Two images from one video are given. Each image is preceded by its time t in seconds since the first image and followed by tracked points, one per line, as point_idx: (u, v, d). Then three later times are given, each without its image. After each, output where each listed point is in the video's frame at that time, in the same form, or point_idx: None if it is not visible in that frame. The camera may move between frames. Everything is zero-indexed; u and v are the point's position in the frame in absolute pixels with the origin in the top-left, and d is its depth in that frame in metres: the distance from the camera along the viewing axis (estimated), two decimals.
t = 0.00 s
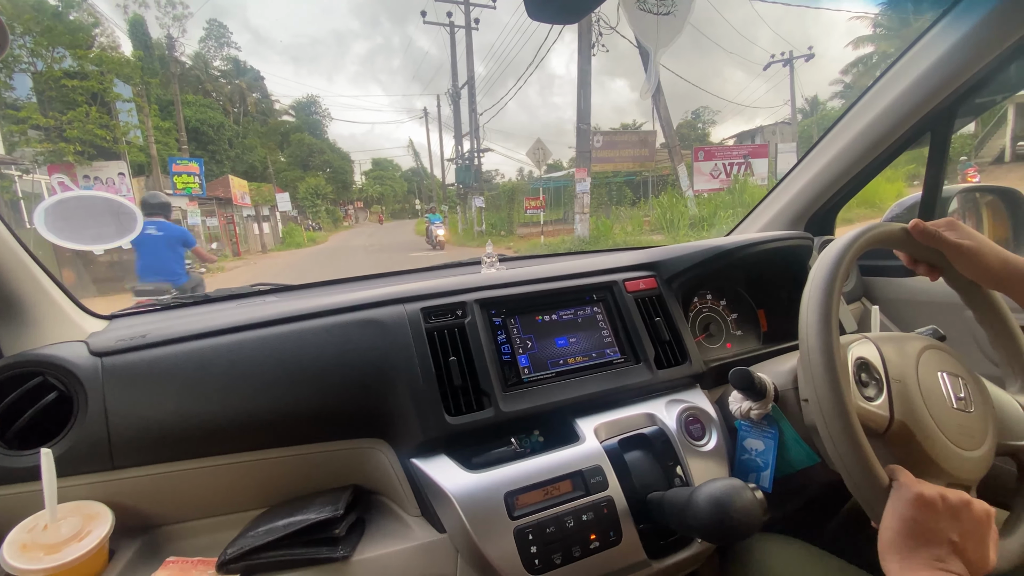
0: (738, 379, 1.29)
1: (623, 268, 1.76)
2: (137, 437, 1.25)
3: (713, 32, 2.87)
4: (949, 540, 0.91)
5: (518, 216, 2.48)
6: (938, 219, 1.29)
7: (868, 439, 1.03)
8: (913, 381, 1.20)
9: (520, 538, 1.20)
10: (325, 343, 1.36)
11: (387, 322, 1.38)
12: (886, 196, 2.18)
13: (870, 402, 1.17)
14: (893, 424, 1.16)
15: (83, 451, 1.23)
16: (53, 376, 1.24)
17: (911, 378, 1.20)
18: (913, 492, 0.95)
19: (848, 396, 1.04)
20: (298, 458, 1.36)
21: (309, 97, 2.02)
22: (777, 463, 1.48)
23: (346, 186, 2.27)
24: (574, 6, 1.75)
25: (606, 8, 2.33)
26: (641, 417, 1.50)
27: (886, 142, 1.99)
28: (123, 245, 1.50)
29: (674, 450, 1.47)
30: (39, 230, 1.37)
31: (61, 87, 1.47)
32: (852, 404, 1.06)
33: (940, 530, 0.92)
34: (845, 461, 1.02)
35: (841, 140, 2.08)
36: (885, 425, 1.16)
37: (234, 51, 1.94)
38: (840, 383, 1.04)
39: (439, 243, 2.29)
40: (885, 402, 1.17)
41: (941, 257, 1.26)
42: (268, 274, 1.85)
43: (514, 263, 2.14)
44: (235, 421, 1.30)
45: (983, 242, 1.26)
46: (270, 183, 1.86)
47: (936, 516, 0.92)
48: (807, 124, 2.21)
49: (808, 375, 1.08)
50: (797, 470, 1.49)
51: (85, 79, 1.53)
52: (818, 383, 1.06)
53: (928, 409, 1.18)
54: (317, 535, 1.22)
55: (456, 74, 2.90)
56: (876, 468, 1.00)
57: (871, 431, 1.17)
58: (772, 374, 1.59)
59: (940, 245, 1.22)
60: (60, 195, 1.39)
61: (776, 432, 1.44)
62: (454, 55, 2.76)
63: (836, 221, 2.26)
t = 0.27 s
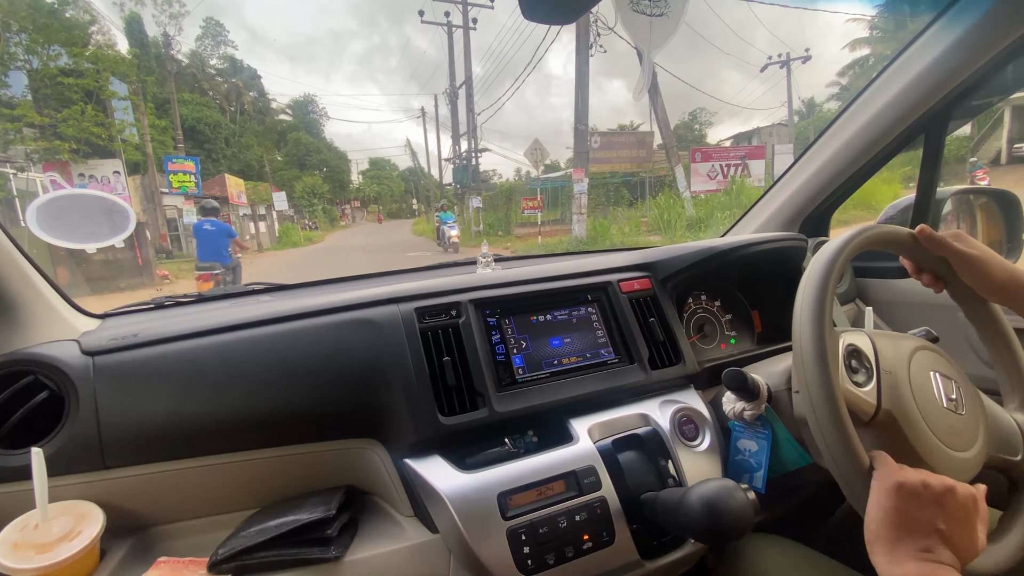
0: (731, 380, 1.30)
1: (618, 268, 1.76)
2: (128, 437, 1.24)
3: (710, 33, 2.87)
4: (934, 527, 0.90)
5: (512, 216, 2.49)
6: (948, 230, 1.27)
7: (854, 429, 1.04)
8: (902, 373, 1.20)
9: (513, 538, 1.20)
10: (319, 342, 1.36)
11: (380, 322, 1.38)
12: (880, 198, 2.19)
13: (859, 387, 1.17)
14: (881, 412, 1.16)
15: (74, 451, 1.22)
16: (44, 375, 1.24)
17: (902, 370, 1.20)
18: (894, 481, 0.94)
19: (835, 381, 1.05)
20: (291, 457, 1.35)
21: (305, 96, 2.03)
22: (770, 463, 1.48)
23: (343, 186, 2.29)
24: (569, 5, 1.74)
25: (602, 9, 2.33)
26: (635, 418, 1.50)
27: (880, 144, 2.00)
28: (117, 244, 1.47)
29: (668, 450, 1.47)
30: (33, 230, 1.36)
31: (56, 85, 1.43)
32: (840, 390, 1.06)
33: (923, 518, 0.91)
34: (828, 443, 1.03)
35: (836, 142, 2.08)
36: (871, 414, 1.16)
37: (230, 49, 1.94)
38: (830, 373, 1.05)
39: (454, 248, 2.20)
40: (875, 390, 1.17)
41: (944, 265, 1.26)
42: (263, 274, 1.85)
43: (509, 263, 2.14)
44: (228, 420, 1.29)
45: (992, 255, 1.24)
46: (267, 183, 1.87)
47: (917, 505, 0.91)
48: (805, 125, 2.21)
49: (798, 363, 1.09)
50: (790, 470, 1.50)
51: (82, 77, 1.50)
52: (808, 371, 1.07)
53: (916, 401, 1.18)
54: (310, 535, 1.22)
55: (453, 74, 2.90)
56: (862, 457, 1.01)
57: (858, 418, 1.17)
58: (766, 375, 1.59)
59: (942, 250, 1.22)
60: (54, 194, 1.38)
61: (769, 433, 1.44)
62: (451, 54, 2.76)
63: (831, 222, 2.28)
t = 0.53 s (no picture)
0: (734, 378, 1.28)
1: (618, 265, 1.75)
2: (122, 433, 1.22)
3: (709, 33, 2.86)
4: (936, 523, 0.89)
5: (510, 213, 2.45)
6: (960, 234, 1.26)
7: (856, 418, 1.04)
8: (905, 366, 1.19)
9: (513, 537, 1.18)
10: (317, 338, 1.34)
11: (379, 318, 1.36)
12: (880, 198, 2.20)
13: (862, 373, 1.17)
14: (882, 402, 1.15)
15: (66, 448, 1.20)
16: (37, 370, 1.22)
17: (905, 364, 1.20)
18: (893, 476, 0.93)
19: (839, 371, 1.05)
20: (288, 454, 1.34)
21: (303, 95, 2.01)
22: (772, 462, 1.47)
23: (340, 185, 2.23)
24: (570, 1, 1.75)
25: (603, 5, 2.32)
26: (636, 416, 1.49)
27: (881, 142, 1.99)
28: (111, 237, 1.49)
29: (669, 448, 1.46)
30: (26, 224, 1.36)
31: (51, 81, 1.42)
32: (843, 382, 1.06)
33: (926, 514, 0.90)
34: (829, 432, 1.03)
35: (837, 140, 2.08)
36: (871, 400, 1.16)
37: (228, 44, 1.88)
38: (832, 361, 1.04)
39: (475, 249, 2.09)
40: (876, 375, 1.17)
41: (956, 270, 1.25)
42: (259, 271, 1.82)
43: (508, 261, 2.12)
44: (224, 417, 1.27)
45: (1005, 261, 1.23)
46: (263, 180, 1.78)
47: (919, 500, 0.90)
48: (801, 126, 2.23)
49: (801, 351, 1.08)
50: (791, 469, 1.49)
51: (77, 73, 1.48)
52: (810, 359, 1.07)
53: (919, 396, 1.17)
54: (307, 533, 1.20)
55: (451, 71, 2.88)
56: (862, 447, 1.01)
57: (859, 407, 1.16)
58: (768, 373, 1.58)
59: (955, 254, 1.22)
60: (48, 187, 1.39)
61: (770, 431, 1.43)
62: (450, 51, 2.74)
63: (831, 221, 2.27)
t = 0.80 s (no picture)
0: (733, 377, 1.29)
1: (618, 265, 1.75)
2: (122, 431, 1.23)
3: (708, 33, 2.86)
4: (934, 524, 0.89)
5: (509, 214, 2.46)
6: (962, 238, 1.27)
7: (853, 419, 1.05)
8: (902, 367, 1.20)
9: (512, 535, 1.19)
10: (317, 337, 1.34)
11: (379, 317, 1.36)
12: (877, 199, 2.21)
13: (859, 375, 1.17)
14: (879, 402, 1.16)
15: (66, 446, 1.20)
16: (37, 368, 1.22)
17: (902, 365, 1.20)
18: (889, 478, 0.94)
19: (836, 370, 1.05)
20: (288, 452, 1.34)
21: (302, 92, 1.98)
22: (770, 462, 1.48)
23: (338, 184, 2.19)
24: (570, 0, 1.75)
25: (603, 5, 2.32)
26: (635, 415, 1.49)
27: (879, 144, 2.00)
28: (111, 236, 1.49)
29: (668, 447, 1.46)
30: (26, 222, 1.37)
31: (47, 77, 1.42)
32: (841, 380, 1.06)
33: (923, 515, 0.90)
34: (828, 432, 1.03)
35: (835, 141, 2.09)
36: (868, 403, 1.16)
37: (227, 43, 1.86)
38: (831, 359, 1.05)
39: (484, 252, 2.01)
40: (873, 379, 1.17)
41: (956, 274, 1.26)
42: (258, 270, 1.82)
43: (507, 261, 2.12)
44: (224, 415, 1.27)
45: (1004, 266, 1.24)
46: (261, 179, 1.74)
47: (915, 501, 0.91)
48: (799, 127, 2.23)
49: (799, 350, 1.09)
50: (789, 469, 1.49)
51: (72, 69, 1.47)
52: (809, 358, 1.07)
53: (916, 397, 1.18)
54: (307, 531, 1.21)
55: (450, 71, 2.88)
56: (859, 446, 1.01)
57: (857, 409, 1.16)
58: (766, 374, 1.59)
59: (956, 257, 1.23)
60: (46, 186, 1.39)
61: (769, 430, 1.44)
62: (449, 50, 2.73)
63: (829, 222, 2.28)
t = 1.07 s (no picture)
0: (732, 375, 1.29)
1: (616, 263, 1.74)
2: (115, 429, 1.21)
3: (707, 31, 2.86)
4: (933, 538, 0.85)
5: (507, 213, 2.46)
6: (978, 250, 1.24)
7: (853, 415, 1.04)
8: (901, 360, 1.20)
9: (510, 534, 1.18)
10: (314, 334, 1.33)
11: (376, 314, 1.35)
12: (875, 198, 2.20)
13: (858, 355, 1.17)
14: (874, 381, 1.17)
15: (58, 444, 1.19)
16: (28, 365, 1.20)
17: (901, 359, 1.20)
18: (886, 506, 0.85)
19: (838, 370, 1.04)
20: (283, 450, 1.33)
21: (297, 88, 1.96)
22: (768, 460, 1.47)
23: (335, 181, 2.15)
24: None
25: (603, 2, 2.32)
26: (633, 414, 1.49)
27: (879, 143, 2.00)
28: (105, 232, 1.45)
29: (667, 445, 1.46)
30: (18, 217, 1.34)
31: (40, 72, 1.39)
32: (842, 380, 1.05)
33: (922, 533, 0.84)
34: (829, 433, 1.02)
35: (834, 139, 2.08)
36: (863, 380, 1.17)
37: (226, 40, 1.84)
38: (832, 360, 1.04)
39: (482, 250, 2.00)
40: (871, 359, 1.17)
41: (972, 286, 1.24)
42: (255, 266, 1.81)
43: (505, 258, 2.12)
44: (218, 413, 1.26)
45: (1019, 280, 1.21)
46: (257, 175, 1.77)
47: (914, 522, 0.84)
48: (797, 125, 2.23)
49: (799, 350, 1.08)
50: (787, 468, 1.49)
51: (64, 64, 1.44)
52: (809, 358, 1.06)
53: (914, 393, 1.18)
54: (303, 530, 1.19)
55: (449, 67, 2.86)
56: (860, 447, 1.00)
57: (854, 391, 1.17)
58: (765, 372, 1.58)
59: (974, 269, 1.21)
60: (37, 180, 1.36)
61: (767, 429, 1.43)
62: (447, 47, 2.72)
63: (828, 220, 2.28)
